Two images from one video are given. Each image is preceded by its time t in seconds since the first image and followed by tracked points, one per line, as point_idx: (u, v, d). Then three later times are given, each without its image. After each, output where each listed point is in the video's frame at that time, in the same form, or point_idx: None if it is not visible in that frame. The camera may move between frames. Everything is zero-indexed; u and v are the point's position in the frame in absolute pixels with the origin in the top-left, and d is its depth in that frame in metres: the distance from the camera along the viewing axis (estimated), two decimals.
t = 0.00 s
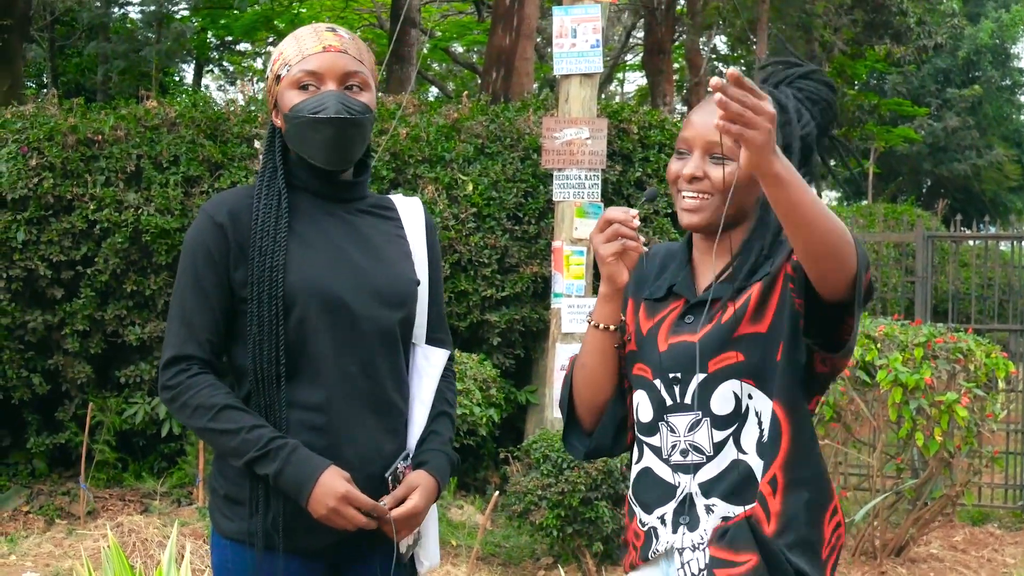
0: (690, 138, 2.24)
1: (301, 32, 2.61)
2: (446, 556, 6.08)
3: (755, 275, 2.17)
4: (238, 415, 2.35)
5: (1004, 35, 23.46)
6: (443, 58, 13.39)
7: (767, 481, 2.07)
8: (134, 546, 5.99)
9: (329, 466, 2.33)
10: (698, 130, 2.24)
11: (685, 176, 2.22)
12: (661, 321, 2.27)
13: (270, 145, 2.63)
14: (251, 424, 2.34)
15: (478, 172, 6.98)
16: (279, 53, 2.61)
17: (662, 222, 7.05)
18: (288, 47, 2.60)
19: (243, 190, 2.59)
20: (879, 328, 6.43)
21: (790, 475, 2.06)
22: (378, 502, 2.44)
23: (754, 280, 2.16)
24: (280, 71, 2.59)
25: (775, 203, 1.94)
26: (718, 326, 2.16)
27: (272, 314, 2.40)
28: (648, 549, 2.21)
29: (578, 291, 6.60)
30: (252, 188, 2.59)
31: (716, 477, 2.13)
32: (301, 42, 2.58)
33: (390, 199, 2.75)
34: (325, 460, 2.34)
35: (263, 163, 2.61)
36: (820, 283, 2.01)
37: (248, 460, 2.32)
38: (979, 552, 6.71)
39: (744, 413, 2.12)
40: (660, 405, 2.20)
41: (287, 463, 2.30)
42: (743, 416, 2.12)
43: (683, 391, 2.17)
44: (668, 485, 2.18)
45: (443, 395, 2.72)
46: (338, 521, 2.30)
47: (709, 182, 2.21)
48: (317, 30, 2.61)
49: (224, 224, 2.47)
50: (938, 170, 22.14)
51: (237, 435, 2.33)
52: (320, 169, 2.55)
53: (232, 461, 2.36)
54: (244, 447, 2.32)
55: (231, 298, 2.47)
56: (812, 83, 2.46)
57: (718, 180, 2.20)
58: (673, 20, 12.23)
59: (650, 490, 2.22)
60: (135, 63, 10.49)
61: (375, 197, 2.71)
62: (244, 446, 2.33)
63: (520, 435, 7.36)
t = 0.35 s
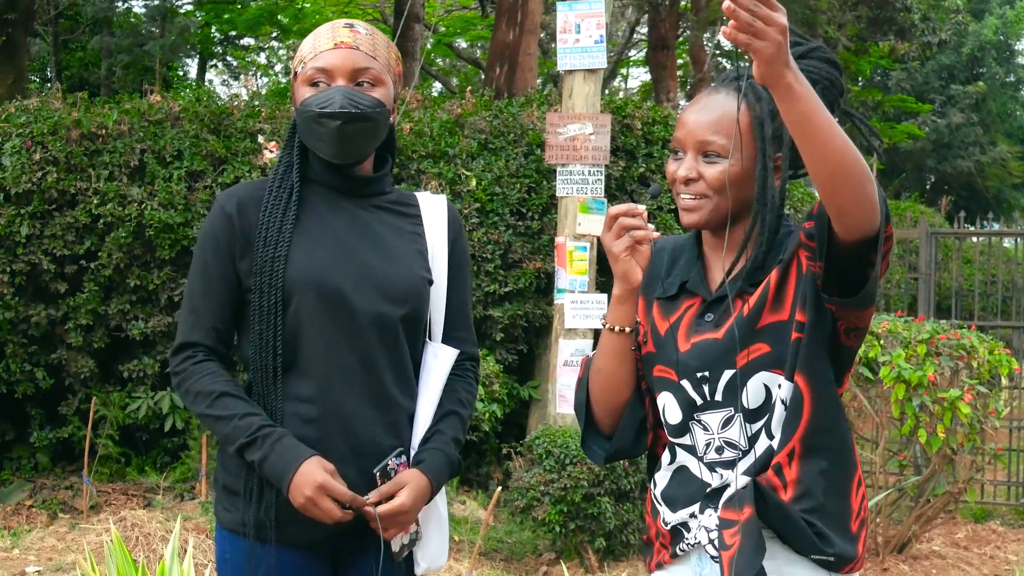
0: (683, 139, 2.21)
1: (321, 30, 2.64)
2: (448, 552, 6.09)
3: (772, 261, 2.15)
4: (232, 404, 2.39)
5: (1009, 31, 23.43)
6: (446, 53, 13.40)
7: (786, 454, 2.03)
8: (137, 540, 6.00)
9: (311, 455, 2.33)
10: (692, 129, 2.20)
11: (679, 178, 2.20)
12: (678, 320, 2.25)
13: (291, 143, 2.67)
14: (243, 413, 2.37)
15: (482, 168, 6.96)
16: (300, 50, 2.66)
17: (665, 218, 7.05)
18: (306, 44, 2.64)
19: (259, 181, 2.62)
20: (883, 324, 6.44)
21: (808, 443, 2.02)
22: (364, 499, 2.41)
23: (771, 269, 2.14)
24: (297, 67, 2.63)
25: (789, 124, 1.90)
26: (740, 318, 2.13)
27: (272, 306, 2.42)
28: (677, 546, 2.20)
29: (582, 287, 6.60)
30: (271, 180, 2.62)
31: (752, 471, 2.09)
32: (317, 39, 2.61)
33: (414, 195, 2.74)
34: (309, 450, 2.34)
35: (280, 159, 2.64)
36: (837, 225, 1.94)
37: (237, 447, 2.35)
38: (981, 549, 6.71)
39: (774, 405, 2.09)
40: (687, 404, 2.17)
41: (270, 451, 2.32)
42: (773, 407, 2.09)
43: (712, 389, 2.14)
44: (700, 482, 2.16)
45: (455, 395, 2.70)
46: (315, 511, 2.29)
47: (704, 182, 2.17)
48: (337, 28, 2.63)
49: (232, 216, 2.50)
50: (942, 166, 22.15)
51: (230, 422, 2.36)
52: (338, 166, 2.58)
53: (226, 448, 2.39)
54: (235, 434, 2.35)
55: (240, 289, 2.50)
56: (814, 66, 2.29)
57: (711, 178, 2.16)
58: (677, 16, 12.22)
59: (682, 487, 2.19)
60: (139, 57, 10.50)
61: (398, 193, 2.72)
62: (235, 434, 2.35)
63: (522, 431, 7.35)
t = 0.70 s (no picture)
0: (736, 146, 2.20)
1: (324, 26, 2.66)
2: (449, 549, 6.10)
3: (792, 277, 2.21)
4: (228, 402, 2.42)
5: (1011, 31, 23.38)
6: (448, 50, 13.39)
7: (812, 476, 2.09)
8: (137, 537, 6.01)
9: (296, 451, 2.35)
10: (737, 133, 2.21)
11: (735, 186, 2.19)
12: (692, 324, 2.30)
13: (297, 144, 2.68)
14: (239, 411, 2.41)
15: (483, 166, 6.96)
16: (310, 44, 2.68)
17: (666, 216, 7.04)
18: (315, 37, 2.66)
19: (267, 178, 2.65)
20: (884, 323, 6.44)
21: (832, 469, 2.08)
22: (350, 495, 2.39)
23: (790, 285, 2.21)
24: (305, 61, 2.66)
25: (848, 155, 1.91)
26: (760, 329, 2.20)
27: (270, 306, 2.44)
28: (693, 559, 2.18)
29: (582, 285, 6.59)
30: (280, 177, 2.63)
31: (768, 485, 2.14)
32: (324, 34, 2.63)
33: (421, 189, 2.72)
34: (295, 445, 2.37)
35: (287, 158, 2.65)
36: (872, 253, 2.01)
37: (231, 445, 2.39)
38: (981, 548, 6.72)
39: (789, 417, 2.15)
40: (704, 413, 2.21)
41: (258, 450, 2.36)
42: (790, 419, 2.15)
43: (729, 399, 2.19)
44: (714, 493, 2.18)
45: (459, 390, 2.64)
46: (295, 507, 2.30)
47: (761, 191, 2.19)
48: (344, 23, 2.64)
49: (233, 216, 2.52)
50: (943, 165, 22.14)
51: (226, 420, 2.40)
52: (340, 163, 2.58)
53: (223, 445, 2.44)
54: (229, 433, 2.39)
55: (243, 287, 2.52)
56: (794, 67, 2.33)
57: (765, 187, 2.18)
58: (679, 15, 12.22)
59: (695, 498, 2.20)
60: (141, 53, 10.50)
61: (406, 187, 2.71)
62: (228, 434, 2.40)
63: (523, 429, 7.35)
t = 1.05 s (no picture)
0: (738, 152, 2.14)
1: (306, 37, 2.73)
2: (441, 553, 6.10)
3: (789, 304, 2.12)
4: (202, 393, 2.51)
5: (1006, 36, 23.42)
6: (444, 53, 13.40)
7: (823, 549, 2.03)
8: (131, 540, 6.00)
9: (246, 448, 2.41)
10: (735, 140, 2.14)
11: (736, 194, 2.12)
12: (682, 335, 2.21)
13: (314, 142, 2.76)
14: (208, 402, 2.49)
15: (478, 169, 6.97)
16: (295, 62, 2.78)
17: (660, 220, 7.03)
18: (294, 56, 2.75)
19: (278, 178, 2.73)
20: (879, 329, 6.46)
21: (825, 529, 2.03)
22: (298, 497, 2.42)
23: (786, 315, 2.11)
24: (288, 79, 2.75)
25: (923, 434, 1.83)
26: (748, 355, 2.11)
27: (258, 303, 2.51)
28: (659, 564, 2.18)
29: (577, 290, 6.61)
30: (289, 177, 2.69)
31: (732, 517, 2.08)
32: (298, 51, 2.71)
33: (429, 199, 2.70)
34: (245, 444, 2.42)
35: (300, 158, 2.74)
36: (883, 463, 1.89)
37: (196, 432, 2.49)
38: (974, 553, 6.73)
39: (765, 455, 2.07)
40: (686, 431, 2.15)
41: (213, 440, 2.44)
42: (766, 457, 2.07)
43: (710, 423, 2.12)
44: (684, 514, 2.15)
45: (437, 405, 2.55)
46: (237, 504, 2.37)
47: (763, 201, 2.12)
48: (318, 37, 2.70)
49: (234, 214, 2.63)
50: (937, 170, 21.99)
51: (199, 407, 2.50)
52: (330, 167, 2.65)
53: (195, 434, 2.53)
54: (195, 420, 2.49)
55: (239, 286, 2.60)
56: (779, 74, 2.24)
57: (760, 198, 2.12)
58: (675, 18, 12.26)
59: (667, 512, 2.18)
60: (137, 55, 10.44)
61: (413, 196, 2.69)
62: (196, 421, 2.49)
63: (517, 433, 7.35)
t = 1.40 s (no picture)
0: (779, 154, 2.16)
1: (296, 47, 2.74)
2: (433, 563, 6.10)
3: (794, 324, 2.12)
4: (194, 408, 2.49)
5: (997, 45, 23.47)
6: (435, 62, 13.44)
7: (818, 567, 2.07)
8: (121, 549, 5.98)
9: (248, 464, 2.38)
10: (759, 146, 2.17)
11: (776, 195, 2.13)
12: (682, 340, 2.18)
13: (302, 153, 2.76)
14: (204, 417, 2.48)
15: (470, 179, 6.97)
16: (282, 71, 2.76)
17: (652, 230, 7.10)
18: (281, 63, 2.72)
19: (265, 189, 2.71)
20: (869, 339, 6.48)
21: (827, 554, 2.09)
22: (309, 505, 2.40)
23: (794, 332, 2.11)
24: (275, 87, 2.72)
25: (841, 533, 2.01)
26: (757, 372, 2.09)
27: (252, 312, 2.49)
28: None
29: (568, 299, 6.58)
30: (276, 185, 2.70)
31: (729, 530, 2.08)
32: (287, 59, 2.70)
33: (413, 206, 2.70)
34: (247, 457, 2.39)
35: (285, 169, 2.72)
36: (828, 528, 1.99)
37: (191, 446, 2.46)
38: (965, 563, 6.73)
39: (761, 468, 2.08)
40: (686, 441, 2.12)
41: (213, 455, 2.41)
42: (761, 472, 2.08)
43: (714, 435, 2.10)
44: (679, 525, 2.12)
45: (438, 409, 2.56)
46: (250, 521, 2.33)
47: (793, 207, 2.15)
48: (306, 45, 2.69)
49: (222, 224, 2.61)
50: (929, 180, 22.53)
51: (194, 423, 2.47)
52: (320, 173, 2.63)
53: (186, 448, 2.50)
54: (190, 436, 2.47)
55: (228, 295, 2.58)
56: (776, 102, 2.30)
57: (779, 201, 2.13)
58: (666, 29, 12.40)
59: (662, 523, 2.14)
60: (129, 63, 10.50)
61: (396, 203, 2.70)
62: (190, 437, 2.47)
63: (508, 442, 7.36)
